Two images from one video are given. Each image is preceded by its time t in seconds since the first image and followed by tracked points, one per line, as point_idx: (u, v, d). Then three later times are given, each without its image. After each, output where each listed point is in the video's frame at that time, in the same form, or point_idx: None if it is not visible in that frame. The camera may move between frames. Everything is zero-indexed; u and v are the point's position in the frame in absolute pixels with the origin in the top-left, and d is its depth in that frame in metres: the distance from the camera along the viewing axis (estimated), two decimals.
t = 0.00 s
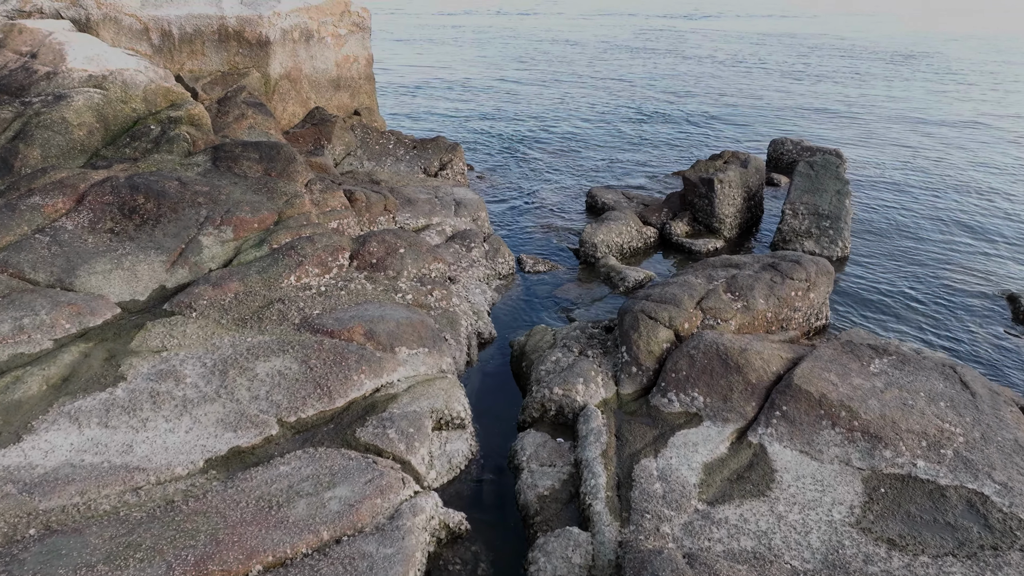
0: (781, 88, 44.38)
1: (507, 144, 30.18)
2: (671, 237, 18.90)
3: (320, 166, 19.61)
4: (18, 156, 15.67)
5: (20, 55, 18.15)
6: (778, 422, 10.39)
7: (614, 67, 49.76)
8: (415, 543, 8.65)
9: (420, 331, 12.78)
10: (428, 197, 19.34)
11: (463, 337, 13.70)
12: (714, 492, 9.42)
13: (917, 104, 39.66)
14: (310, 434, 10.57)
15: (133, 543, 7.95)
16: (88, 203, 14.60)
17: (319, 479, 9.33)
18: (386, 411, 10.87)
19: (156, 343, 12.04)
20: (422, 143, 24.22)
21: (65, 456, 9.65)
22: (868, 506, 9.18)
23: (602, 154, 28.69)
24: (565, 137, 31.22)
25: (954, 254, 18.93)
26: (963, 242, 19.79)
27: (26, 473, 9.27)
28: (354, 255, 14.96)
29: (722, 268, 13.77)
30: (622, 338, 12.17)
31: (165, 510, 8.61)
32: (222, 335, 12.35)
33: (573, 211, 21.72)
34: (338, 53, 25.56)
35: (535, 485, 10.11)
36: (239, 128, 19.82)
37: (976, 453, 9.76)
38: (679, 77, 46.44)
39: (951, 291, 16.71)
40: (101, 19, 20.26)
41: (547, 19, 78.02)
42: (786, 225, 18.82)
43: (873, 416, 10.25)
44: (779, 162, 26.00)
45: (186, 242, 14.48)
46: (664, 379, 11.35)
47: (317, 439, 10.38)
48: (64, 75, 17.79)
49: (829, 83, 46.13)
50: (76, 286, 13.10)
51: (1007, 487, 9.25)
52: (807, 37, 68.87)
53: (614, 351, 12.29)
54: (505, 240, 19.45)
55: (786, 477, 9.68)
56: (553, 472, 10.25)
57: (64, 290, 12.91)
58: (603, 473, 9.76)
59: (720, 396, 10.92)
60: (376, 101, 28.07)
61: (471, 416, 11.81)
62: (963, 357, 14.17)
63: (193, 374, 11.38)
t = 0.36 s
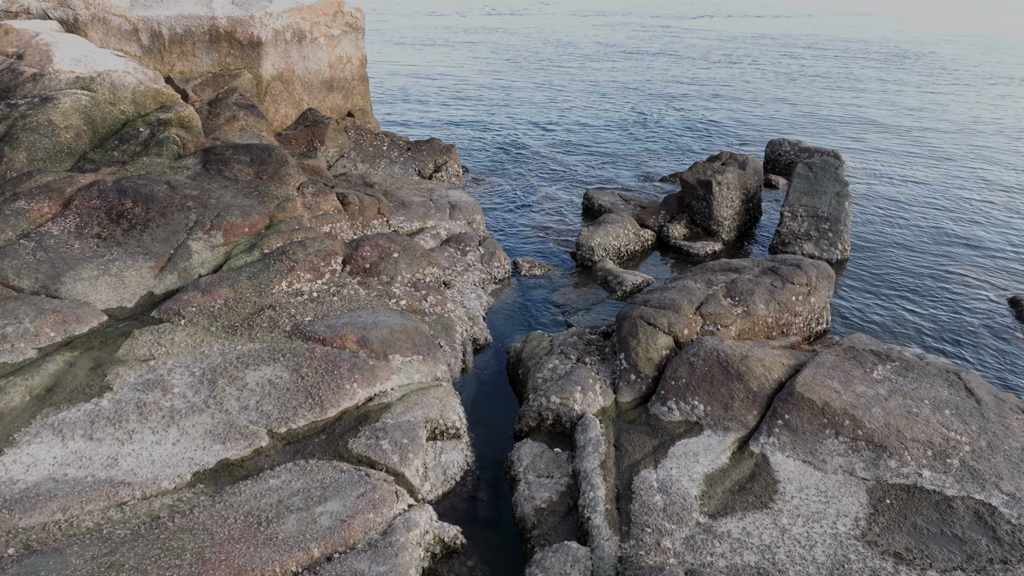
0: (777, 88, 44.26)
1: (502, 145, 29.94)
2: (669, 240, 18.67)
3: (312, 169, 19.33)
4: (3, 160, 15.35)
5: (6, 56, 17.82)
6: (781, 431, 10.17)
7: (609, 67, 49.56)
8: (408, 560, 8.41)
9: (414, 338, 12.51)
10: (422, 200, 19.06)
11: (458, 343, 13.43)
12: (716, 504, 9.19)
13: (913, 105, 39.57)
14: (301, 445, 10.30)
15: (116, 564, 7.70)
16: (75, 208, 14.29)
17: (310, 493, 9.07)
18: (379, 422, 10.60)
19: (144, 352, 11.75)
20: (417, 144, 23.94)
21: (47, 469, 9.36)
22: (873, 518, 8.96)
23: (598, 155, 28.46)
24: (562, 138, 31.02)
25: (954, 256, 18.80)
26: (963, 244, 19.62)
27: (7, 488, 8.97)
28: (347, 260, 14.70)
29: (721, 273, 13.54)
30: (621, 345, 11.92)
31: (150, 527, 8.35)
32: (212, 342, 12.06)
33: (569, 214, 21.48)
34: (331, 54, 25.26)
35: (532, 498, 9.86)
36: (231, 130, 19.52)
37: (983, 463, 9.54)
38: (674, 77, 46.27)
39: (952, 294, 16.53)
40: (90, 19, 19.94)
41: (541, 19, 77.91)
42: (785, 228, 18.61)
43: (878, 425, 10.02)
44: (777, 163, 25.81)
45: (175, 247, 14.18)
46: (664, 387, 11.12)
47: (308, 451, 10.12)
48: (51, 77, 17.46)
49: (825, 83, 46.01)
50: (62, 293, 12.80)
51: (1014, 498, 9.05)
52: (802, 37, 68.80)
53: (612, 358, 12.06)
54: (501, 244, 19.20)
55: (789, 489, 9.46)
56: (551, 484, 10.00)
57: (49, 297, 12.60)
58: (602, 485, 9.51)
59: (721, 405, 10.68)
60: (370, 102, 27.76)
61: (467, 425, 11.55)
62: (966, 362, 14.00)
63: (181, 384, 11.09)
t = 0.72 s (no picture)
0: (772, 88, 44.12)
1: (498, 146, 29.69)
2: (667, 243, 18.45)
3: (305, 171, 19.06)
4: None
5: None
6: (783, 441, 9.95)
7: (605, 68, 49.38)
8: None
9: (408, 345, 12.24)
10: (416, 202, 18.80)
11: (453, 350, 13.18)
12: (718, 517, 8.96)
13: (909, 105, 39.49)
14: (292, 457, 10.04)
15: None
16: (61, 212, 13.97)
17: (300, 507, 8.81)
18: (372, 432, 10.34)
19: (131, 361, 11.45)
20: (411, 146, 23.66)
21: (29, 484, 9.06)
22: (879, 530, 8.75)
23: (594, 156, 28.23)
24: (557, 139, 30.79)
25: (954, 258, 18.66)
26: (963, 247, 19.47)
27: None
28: (339, 265, 14.43)
29: (720, 277, 13.33)
30: (619, 351, 11.69)
31: (135, 546, 8.08)
32: (201, 350, 11.78)
33: (566, 216, 21.24)
34: (324, 55, 24.98)
35: (529, 510, 9.61)
36: (222, 132, 19.24)
37: (990, 473, 9.33)
38: (670, 78, 46.10)
39: (953, 298, 16.36)
40: (78, 20, 19.61)
41: (536, 19, 77.75)
42: (785, 230, 18.41)
43: (882, 434, 9.80)
44: (775, 164, 25.63)
45: (164, 252, 13.89)
46: (664, 395, 10.89)
47: (299, 463, 9.85)
48: (37, 78, 17.14)
49: (821, 84, 45.90)
50: (47, 300, 12.49)
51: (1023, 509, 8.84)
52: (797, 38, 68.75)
53: (610, 365, 11.82)
54: (496, 247, 18.95)
55: (792, 500, 9.24)
56: (549, 496, 9.76)
57: (35, 305, 12.30)
58: (601, 497, 9.28)
59: (722, 413, 10.45)
60: (364, 103, 27.46)
61: (462, 435, 11.29)
62: (968, 367, 13.83)
63: (169, 394, 10.80)
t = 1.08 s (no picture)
0: (768, 88, 43.99)
1: (493, 147, 29.46)
2: (665, 246, 18.23)
3: (297, 174, 18.77)
4: None
5: None
6: (786, 450, 9.72)
7: (600, 68, 49.18)
8: None
9: (402, 352, 11.98)
10: (411, 205, 18.53)
11: (448, 357, 12.91)
12: (720, 530, 8.74)
13: (905, 106, 39.41)
14: (283, 469, 9.77)
15: None
16: (48, 216, 13.66)
17: (291, 523, 8.54)
18: (365, 443, 10.07)
19: (118, 370, 11.16)
20: (406, 148, 23.39)
21: (10, 500, 8.77)
22: (886, 543, 8.53)
23: (590, 157, 28.02)
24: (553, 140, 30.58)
25: (954, 261, 18.50)
26: (963, 249, 19.32)
27: None
28: (332, 270, 14.16)
29: (720, 282, 13.11)
30: (618, 359, 11.45)
31: (119, 565, 7.80)
32: (189, 359, 11.50)
33: (562, 219, 21.01)
34: (317, 56, 24.69)
35: (527, 524, 9.37)
36: (213, 134, 18.96)
37: (999, 483, 9.11)
38: (666, 78, 45.91)
39: (953, 301, 16.19)
40: (67, 20, 19.22)
41: (530, 19, 77.59)
42: (784, 232, 18.21)
43: (888, 443, 9.58)
44: (773, 165, 25.45)
45: (153, 258, 13.59)
46: (664, 404, 10.65)
47: (290, 475, 9.59)
48: (24, 80, 16.79)
49: (816, 84, 45.80)
50: (32, 307, 12.18)
51: None
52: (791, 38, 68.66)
53: (609, 372, 11.57)
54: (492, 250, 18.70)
55: (796, 512, 9.01)
56: (547, 509, 9.51)
57: (19, 312, 11.99)
58: (601, 510, 9.04)
59: (723, 422, 10.23)
60: (358, 104, 27.17)
61: (458, 445, 11.04)
62: (971, 371, 13.65)
63: (156, 404, 10.51)
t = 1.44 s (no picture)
0: (765, 89, 43.84)
1: (489, 148, 29.22)
2: (664, 248, 18.00)
3: (291, 177, 18.49)
4: None
5: None
6: (790, 461, 9.48)
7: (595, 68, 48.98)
8: None
9: (397, 360, 11.72)
10: (406, 208, 18.27)
11: (444, 364, 12.65)
12: (723, 545, 8.50)
13: (902, 106, 39.31)
14: (273, 482, 9.49)
15: None
16: (34, 221, 13.36)
17: (281, 539, 8.28)
18: (359, 455, 9.80)
19: (105, 379, 10.86)
20: (401, 149, 23.10)
21: None
22: (893, 557, 8.30)
23: (587, 158, 27.78)
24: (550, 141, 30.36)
25: (955, 264, 18.30)
26: (963, 252, 19.15)
27: None
28: (325, 275, 13.89)
29: (721, 286, 12.88)
30: (617, 366, 11.20)
31: None
32: (178, 367, 11.21)
33: (560, 221, 20.76)
34: (311, 56, 24.39)
35: (524, 537, 9.12)
36: (205, 137, 18.68)
37: (1008, 493, 8.87)
38: (662, 79, 45.71)
39: (955, 304, 16.01)
40: (55, 20, 18.85)
41: (526, 19, 77.37)
42: (784, 235, 18.00)
43: (894, 453, 9.35)
44: (772, 166, 25.27)
45: (142, 263, 13.30)
46: (664, 413, 10.41)
47: (281, 488, 9.32)
48: (10, 82, 16.43)
49: (813, 84, 45.68)
50: (16, 315, 11.87)
51: None
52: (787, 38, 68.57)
53: (608, 380, 11.33)
54: (488, 254, 18.45)
55: (801, 524, 8.78)
56: (545, 522, 9.27)
57: (3, 320, 11.69)
58: (601, 524, 8.80)
59: (725, 431, 9.99)
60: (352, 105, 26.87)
61: (454, 455, 10.78)
62: (974, 376, 13.46)
63: (144, 415, 10.22)
